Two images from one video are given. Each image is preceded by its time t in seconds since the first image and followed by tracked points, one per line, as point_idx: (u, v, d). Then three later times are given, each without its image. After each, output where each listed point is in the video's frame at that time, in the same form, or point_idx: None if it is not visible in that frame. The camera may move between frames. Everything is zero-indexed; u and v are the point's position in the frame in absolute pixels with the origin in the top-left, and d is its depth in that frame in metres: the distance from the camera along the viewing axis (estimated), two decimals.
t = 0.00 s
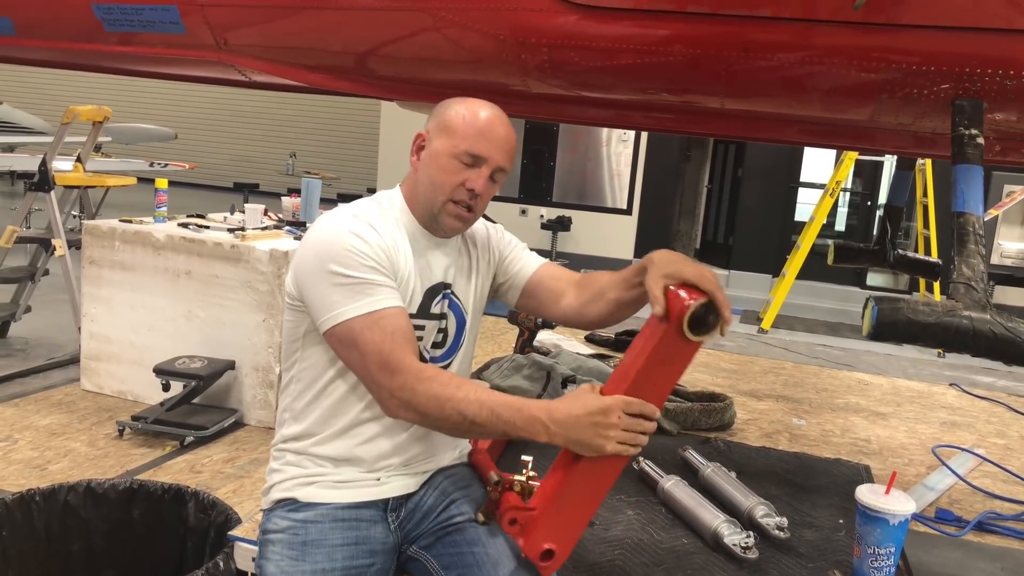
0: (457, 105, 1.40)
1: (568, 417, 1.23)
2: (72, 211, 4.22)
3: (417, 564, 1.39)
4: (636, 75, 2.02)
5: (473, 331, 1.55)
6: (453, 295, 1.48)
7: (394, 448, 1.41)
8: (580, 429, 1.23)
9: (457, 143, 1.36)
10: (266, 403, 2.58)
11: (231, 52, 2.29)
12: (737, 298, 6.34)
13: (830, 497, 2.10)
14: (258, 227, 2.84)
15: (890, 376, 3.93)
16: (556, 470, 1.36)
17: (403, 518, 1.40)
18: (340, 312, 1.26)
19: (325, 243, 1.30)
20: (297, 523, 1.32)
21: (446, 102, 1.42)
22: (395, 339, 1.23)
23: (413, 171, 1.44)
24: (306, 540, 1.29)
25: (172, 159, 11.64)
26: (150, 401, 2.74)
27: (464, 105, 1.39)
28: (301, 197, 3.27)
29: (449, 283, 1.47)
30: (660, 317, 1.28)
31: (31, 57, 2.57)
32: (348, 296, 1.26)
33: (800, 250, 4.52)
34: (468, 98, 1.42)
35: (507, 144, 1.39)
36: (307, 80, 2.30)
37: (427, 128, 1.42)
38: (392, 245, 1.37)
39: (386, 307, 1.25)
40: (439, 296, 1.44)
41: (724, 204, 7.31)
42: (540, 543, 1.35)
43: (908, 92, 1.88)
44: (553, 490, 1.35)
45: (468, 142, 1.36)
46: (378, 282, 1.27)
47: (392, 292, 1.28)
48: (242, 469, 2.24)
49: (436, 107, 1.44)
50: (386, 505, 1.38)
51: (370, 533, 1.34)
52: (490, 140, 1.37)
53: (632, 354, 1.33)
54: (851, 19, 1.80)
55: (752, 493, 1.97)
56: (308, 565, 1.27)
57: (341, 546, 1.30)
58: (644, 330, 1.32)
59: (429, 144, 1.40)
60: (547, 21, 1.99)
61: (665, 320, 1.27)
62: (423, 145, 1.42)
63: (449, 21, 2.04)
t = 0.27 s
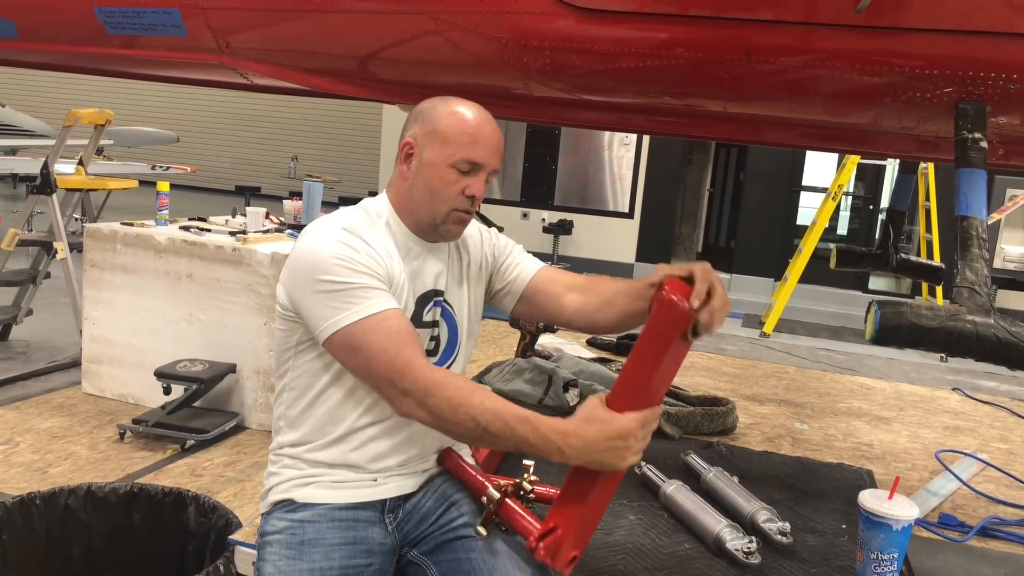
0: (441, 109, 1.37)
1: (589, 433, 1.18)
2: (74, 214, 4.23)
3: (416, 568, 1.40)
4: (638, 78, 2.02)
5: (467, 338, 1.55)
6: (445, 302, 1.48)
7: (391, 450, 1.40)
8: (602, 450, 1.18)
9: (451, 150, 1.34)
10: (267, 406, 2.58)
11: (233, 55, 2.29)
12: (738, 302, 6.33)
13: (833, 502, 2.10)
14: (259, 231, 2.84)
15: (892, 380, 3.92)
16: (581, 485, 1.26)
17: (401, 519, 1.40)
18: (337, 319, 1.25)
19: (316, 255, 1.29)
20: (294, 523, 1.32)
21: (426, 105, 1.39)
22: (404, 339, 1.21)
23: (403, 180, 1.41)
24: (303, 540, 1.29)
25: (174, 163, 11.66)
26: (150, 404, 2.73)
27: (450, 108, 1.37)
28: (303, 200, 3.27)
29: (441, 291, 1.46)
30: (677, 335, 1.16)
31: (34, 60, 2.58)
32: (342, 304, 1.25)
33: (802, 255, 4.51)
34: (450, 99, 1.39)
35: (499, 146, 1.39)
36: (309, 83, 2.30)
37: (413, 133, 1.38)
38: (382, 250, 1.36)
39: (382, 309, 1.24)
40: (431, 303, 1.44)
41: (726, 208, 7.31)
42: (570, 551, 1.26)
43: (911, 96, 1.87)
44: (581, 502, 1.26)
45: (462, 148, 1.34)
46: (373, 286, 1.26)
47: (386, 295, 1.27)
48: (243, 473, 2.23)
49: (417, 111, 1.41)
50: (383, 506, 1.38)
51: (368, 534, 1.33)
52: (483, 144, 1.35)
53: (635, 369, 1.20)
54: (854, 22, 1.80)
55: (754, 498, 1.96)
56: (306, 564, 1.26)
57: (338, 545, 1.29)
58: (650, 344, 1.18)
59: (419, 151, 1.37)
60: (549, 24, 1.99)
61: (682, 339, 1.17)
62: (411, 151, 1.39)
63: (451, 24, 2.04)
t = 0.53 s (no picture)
0: (439, 109, 1.36)
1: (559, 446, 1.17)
2: (78, 217, 4.23)
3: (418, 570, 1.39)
4: (641, 80, 2.02)
5: (470, 343, 1.53)
6: (447, 305, 1.46)
7: (393, 451, 1.39)
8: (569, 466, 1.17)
9: (449, 151, 1.34)
10: (271, 408, 2.58)
11: (237, 57, 2.29)
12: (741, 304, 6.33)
13: (838, 504, 2.09)
14: (263, 233, 2.84)
15: (897, 382, 3.91)
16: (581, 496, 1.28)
17: (405, 520, 1.39)
18: (325, 323, 1.24)
19: (312, 257, 1.28)
20: (298, 523, 1.31)
21: (425, 104, 1.38)
22: (385, 351, 1.20)
23: (403, 181, 1.40)
24: (307, 540, 1.28)
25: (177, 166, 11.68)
26: (154, 406, 2.74)
27: (448, 109, 1.36)
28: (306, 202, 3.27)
29: (442, 293, 1.45)
30: (684, 341, 1.19)
31: (39, 63, 2.59)
32: (332, 309, 1.23)
33: (805, 257, 4.51)
34: (447, 98, 1.38)
35: (498, 145, 1.38)
36: (313, 86, 2.31)
37: (411, 134, 1.38)
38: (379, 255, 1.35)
39: (370, 317, 1.22)
40: (431, 305, 1.42)
41: (729, 210, 7.30)
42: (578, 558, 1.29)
43: (915, 97, 1.87)
44: (582, 515, 1.27)
45: (461, 149, 1.33)
46: (364, 293, 1.25)
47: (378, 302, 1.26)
48: (247, 475, 2.23)
49: (416, 111, 1.40)
50: (387, 508, 1.37)
51: (371, 535, 1.33)
52: (482, 144, 1.35)
53: (640, 377, 1.21)
54: (857, 24, 1.80)
55: (759, 500, 1.96)
56: (309, 564, 1.26)
57: (341, 546, 1.29)
58: (654, 352, 1.19)
59: (418, 152, 1.36)
60: (552, 26, 1.99)
61: (689, 344, 1.20)
62: (409, 153, 1.38)
63: (455, 27, 2.05)
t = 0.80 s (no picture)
0: (462, 116, 1.31)
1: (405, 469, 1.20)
2: (82, 218, 4.23)
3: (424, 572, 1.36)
4: (645, 80, 2.02)
5: (480, 353, 1.45)
6: (450, 311, 1.38)
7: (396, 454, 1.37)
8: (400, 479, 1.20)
9: (469, 162, 1.29)
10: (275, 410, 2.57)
11: (240, 59, 2.29)
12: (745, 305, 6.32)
13: (843, 506, 2.08)
14: (266, 234, 2.84)
15: (901, 383, 3.91)
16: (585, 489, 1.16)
17: (411, 522, 1.37)
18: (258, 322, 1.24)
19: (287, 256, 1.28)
20: (304, 525, 1.30)
21: (449, 109, 1.33)
22: (291, 369, 1.22)
23: (421, 188, 1.35)
24: (313, 543, 1.28)
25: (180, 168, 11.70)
26: (158, 407, 2.74)
27: (471, 116, 1.31)
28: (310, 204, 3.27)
29: (440, 299, 1.36)
30: (660, 314, 1.12)
31: (43, 65, 2.59)
32: (275, 313, 1.23)
33: (809, 258, 4.51)
34: (471, 106, 1.33)
35: (519, 158, 1.34)
36: (317, 87, 2.30)
37: (432, 141, 1.33)
38: (363, 266, 1.30)
39: (296, 336, 1.22)
40: (423, 312, 1.34)
41: (733, 211, 7.30)
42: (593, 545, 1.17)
43: (921, 97, 1.87)
44: (588, 504, 1.16)
45: (481, 161, 1.29)
46: (305, 312, 1.23)
47: (317, 325, 1.24)
48: (251, 476, 2.23)
49: (438, 118, 1.35)
50: (393, 510, 1.36)
51: (377, 538, 1.32)
52: (503, 157, 1.30)
53: (618, 370, 1.13)
54: (863, 24, 1.79)
55: (764, 502, 1.95)
56: (316, 567, 1.26)
57: (347, 549, 1.29)
58: (632, 335, 1.12)
59: (438, 161, 1.32)
60: (556, 27, 1.99)
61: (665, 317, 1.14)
62: (429, 160, 1.33)
63: (459, 28, 2.05)
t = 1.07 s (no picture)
0: (443, 110, 1.31)
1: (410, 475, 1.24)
2: (85, 220, 4.24)
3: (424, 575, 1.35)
4: (648, 81, 2.02)
5: (473, 346, 1.44)
6: (441, 305, 1.38)
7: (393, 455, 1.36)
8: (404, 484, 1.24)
9: (451, 155, 1.29)
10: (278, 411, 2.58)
11: (244, 60, 2.30)
12: (747, 306, 6.32)
13: (847, 506, 2.08)
14: (269, 235, 2.85)
15: (904, 384, 3.90)
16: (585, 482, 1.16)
17: (410, 525, 1.35)
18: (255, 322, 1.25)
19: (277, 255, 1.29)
20: (302, 527, 1.30)
21: (430, 104, 1.33)
22: (293, 369, 1.23)
23: (404, 183, 1.35)
24: (310, 545, 1.27)
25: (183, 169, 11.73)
26: (161, 409, 2.74)
27: (452, 110, 1.31)
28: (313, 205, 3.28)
29: (429, 293, 1.36)
30: (658, 309, 1.09)
31: (48, 67, 2.60)
32: (270, 312, 1.24)
33: (812, 259, 4.51)
34: (453, 99, 1.33)
35: (502, 151, 1.33)
36: (320, 88, 2.31)
37: (414, 135, 1.33)
38: (350, 262, 1.31)
39: (292, 335, 1.23)
40: (413, 305, 1.34)
41: (736, 212, 7.29)
42: (593, 541, 1.18)
43: (924, 97, 1.87)
44: (588, 504, 1.16)
45: (463, 154, 1.29)
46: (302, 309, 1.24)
47: (314, 325, 1.25)
48: (254, 477, 2.23)
49: (420, 113, 1.35)
50: (391, 513, 1.34)
51: (375, 540, 1.31)
52: (485, 150, 1.30)
53: (617, 366, 1.11)
54: (865, 24, 1.79)
55: (768, 503, 1.95)
56: (312, 569, 1.25)
57: (344, 551, 1.28)
58: (631, 329, 1.09)
59: (420, 155, 1.32)
60: (559, 28, 1.99)
61: (664, 311, 1.11)
62: (412, 155, 1.33)
63: (462, 29, 2.05)
